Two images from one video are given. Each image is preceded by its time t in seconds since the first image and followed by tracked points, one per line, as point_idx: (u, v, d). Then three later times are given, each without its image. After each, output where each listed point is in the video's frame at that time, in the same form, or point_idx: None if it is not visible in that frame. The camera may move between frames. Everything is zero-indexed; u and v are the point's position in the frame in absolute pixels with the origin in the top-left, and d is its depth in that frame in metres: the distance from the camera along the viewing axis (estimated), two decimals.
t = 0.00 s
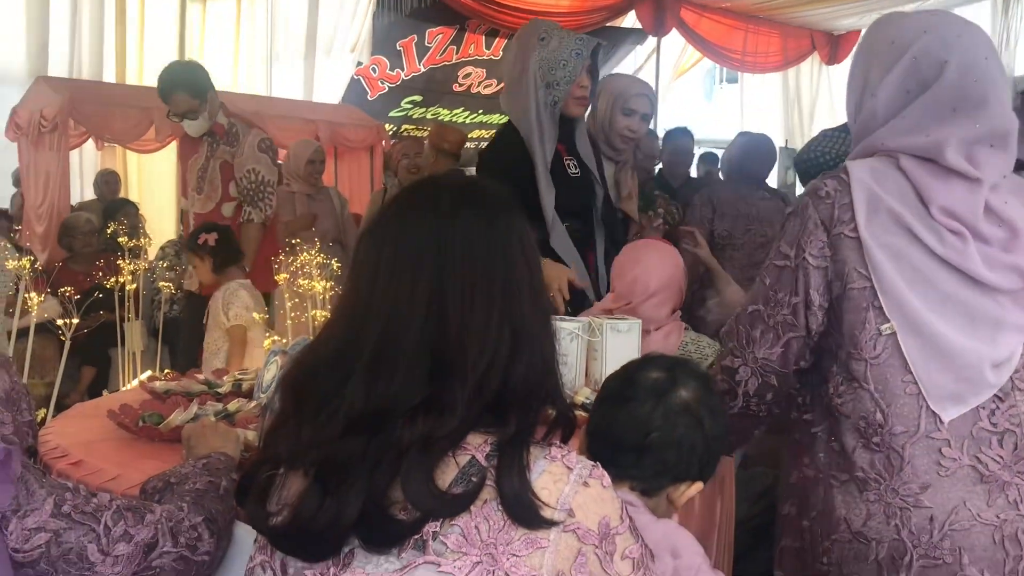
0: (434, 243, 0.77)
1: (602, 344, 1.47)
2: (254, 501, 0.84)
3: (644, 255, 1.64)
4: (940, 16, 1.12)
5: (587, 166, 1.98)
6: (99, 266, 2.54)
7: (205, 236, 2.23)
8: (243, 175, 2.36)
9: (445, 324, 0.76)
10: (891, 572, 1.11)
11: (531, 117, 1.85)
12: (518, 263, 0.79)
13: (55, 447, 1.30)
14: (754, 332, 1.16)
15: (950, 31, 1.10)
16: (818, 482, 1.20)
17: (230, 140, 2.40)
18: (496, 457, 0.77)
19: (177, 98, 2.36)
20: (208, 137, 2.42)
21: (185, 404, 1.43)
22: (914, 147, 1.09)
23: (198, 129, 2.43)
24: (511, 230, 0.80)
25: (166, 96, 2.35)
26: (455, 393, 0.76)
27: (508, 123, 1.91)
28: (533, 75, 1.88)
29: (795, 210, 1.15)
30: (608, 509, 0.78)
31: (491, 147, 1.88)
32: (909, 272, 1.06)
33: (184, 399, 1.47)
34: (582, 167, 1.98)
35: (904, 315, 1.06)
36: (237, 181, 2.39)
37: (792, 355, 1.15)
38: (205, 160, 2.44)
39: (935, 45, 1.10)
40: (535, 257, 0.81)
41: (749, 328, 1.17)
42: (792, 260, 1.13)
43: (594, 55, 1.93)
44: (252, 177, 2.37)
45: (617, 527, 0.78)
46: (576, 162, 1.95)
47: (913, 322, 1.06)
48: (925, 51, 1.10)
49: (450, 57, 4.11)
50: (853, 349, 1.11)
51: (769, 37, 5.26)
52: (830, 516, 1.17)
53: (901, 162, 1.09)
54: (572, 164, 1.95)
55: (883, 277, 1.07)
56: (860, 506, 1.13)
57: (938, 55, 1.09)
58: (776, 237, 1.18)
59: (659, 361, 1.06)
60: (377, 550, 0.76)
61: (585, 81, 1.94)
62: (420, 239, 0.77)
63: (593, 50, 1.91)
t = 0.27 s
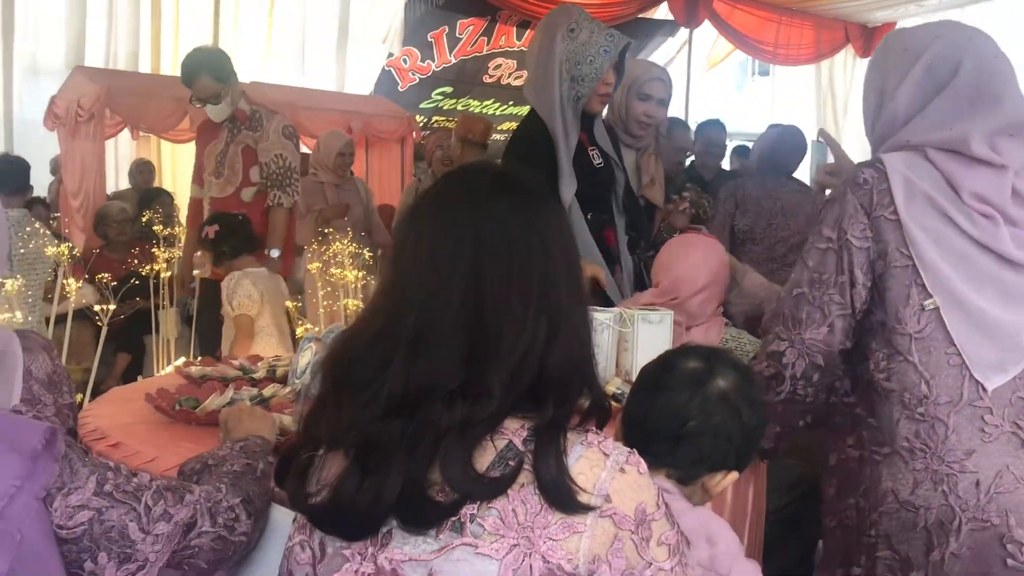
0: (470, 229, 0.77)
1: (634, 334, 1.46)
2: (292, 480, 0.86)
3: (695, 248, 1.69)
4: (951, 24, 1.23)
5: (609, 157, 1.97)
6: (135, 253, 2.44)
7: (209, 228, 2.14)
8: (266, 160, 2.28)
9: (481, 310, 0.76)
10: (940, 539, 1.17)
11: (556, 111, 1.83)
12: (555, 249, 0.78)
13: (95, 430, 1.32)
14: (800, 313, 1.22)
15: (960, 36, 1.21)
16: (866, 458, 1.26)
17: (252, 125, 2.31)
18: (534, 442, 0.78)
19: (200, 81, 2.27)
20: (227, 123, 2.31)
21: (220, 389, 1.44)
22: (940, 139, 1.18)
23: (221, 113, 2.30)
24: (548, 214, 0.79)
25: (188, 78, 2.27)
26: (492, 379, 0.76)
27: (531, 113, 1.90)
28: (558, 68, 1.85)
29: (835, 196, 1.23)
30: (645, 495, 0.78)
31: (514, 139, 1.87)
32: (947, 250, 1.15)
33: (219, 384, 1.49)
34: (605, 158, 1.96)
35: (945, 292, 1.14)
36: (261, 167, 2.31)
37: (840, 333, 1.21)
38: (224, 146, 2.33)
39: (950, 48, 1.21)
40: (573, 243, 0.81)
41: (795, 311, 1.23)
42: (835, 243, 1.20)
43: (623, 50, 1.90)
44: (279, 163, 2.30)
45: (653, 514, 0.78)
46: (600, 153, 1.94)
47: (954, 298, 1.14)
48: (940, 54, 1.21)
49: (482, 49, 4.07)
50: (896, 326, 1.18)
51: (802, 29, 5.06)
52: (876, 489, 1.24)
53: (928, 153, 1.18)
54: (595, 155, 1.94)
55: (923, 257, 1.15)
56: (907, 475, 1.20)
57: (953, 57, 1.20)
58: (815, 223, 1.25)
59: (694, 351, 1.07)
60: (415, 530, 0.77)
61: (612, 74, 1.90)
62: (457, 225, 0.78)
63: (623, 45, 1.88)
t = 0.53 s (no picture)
0: (537, 214, 0.78)
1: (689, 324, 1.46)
2: (360, 459, 0.88)
3: (761, 243, 1.70)
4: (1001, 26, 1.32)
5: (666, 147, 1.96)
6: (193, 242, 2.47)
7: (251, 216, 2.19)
8: (318, 151, 2.37)
9: (548, 294, 0.77)
10: (1004, 518, 1.26)
11: (610, 101, 1.83)
12: (621, 235, 0.78)
13: (159, 409, 1.34)
14: (873, 291, 1.30)
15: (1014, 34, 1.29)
16: (927, 440, 1.36)
17: (303, 116, 2.36)
18: (599, 429, 0.78)
19: (249, 69, 2.27)
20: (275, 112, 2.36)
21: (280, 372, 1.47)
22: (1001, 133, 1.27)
23: (270, 102, 2.33)
24: (614, 201, 0.79)
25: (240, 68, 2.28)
26: (557, 364, 0.77)
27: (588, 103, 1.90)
28: (613, 58, 1.85)
29: (902, 179, 1.31)
30: (710, 483, 0.78)
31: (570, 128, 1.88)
32: (1012, 235, 1.25)
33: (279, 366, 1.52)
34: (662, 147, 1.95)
35: (1011, 274, 1.24)
36: (311, 157, 2.38)
37: (909, 312, 1.30)
38: (272, 135, 2.37)
39: (1006, 46, 1.29)
40: (639, 231, 0.81)
41: (867, 288, 1.30)
42: (905, 222, 1.29)
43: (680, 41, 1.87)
44: (329, 153, 2.39)
45: (719, 502, 0.78)
46: (657, 141, 1.93)
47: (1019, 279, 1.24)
48: (996, 52, 1.29)
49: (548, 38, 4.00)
50: (961, 306, 1.27)
51: (857, 18, 4.69)
52: (936, 469, 1.33)
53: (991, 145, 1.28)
54: (652, 144, 1.93)
55: (989, 241, 1.24)
56: (968, 455, 1.28)
57: (1011, 55, 1.28)
58: (883, 207, 1.34)
59: (761, 339, 1.05)
60: (481, 511, 0.78)
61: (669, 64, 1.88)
62: (524, 209, 0.78)
63: (680, 36, 1.85)
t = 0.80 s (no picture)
0: (615, 199, 0.77)
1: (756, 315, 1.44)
2: (434, 443, 0.89)
3: (825, 231, 1.68)
4: None
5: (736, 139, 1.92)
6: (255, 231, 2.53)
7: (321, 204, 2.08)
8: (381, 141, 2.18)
9: (624, 280, 0.76)
10: None
11: (675, 91, 1.83)
12: (700, 222, 0.77)
13: (232, 393, 1.37)
14: (945, 274, 1.38)
15: None
16: (993, 424, 1.48)
17: (365, 106, 2.17)
18: (675, 417, 0.78)
19: (314, 57, 2.09)
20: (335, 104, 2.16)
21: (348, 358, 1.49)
22: None
23: (332, 94, 2.14)
24: (694, 187, 0.78)
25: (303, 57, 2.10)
26: (632, 350, 0.76)
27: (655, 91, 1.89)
28: (679, 48, 1.83)
29: (977, 165, 1.40)
30: (789, 473, 0.77)
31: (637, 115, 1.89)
32: None
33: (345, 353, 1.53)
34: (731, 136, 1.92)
35: None
36: (373, 146, 2.19)
37: (981, 295, 1.38)
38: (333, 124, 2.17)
39: None
40: (718, 217, 0.79)
41: (940, 271, 1.38)
42: (977, 207, 1.38)
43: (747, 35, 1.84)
44: (392, 144, 2.20)
45: (797, 493, 0.76)
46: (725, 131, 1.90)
47: None
48: None
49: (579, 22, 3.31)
50: None
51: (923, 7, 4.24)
52: (1002, 450, 1.44)
53: None
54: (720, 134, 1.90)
55: None
56: None
57: None
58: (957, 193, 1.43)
59: (837, 331, 1.04)
60: (556, 497, 0.78)
61: (737, 56, 1.85)
62: (602, 195, 0.78)
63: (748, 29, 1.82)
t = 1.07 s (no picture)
0: (667, 195, 0.77)
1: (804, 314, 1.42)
2: (484, 440, 0.90)
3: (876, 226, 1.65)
4: None
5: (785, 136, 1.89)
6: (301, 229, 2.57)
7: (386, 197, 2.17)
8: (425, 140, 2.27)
9: (677, 277, 0.76)
10: None
11: (722, 85, 1.81)
12: (753, 218, 0.76)
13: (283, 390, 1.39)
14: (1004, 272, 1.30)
15: None
16: None
17: (410, 105, 2.27)
18: (729, 417, 0.77)
19: (360, 57, 2.20)
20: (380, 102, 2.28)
21: (394, 355, 1.50)
22: None
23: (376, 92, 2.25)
24: (747, 184, 0.77)
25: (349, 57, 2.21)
26: (685, 348, 0.75)
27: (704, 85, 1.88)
28: (727, 43, 1.81)
29: None
30: (843, 476, 0.76)
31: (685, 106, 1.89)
32: None
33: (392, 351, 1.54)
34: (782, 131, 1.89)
35: None
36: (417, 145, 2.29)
37: None
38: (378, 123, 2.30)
39: None
40: (772, 215, 0.78)
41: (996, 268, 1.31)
42: None
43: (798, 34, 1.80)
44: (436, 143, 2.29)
45: (852, 495, 0.75)
46: (774, 126, 1.87)
47: None
48: None
49: (631, 24, 3.37)
50: None
51: None
52: None
53: None
54: (769, 129, 1.87)
55: None
56: None
57: None
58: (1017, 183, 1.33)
59: (893, 330, 1.02)
60: (607, 497, 0.78)
61: (785, 55, 1.82)
62: (655, 190, 0.77)
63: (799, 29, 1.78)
